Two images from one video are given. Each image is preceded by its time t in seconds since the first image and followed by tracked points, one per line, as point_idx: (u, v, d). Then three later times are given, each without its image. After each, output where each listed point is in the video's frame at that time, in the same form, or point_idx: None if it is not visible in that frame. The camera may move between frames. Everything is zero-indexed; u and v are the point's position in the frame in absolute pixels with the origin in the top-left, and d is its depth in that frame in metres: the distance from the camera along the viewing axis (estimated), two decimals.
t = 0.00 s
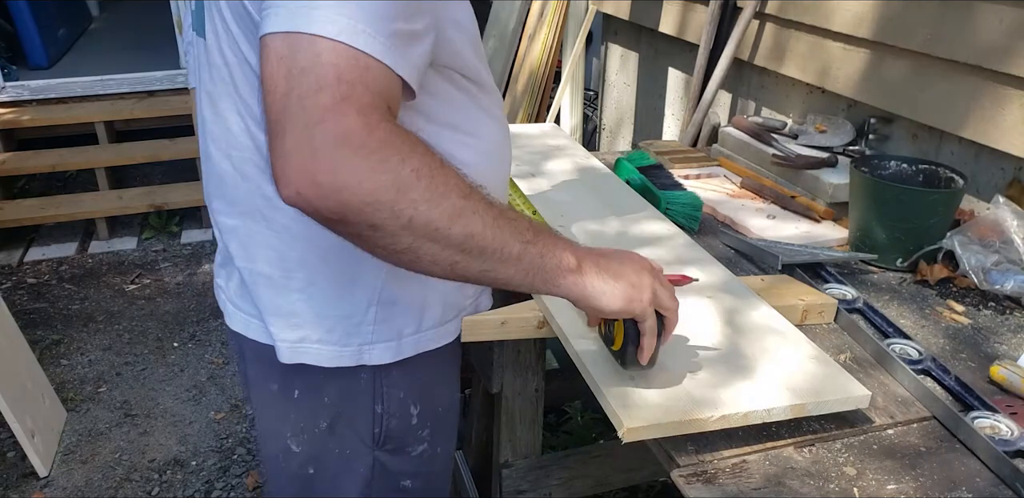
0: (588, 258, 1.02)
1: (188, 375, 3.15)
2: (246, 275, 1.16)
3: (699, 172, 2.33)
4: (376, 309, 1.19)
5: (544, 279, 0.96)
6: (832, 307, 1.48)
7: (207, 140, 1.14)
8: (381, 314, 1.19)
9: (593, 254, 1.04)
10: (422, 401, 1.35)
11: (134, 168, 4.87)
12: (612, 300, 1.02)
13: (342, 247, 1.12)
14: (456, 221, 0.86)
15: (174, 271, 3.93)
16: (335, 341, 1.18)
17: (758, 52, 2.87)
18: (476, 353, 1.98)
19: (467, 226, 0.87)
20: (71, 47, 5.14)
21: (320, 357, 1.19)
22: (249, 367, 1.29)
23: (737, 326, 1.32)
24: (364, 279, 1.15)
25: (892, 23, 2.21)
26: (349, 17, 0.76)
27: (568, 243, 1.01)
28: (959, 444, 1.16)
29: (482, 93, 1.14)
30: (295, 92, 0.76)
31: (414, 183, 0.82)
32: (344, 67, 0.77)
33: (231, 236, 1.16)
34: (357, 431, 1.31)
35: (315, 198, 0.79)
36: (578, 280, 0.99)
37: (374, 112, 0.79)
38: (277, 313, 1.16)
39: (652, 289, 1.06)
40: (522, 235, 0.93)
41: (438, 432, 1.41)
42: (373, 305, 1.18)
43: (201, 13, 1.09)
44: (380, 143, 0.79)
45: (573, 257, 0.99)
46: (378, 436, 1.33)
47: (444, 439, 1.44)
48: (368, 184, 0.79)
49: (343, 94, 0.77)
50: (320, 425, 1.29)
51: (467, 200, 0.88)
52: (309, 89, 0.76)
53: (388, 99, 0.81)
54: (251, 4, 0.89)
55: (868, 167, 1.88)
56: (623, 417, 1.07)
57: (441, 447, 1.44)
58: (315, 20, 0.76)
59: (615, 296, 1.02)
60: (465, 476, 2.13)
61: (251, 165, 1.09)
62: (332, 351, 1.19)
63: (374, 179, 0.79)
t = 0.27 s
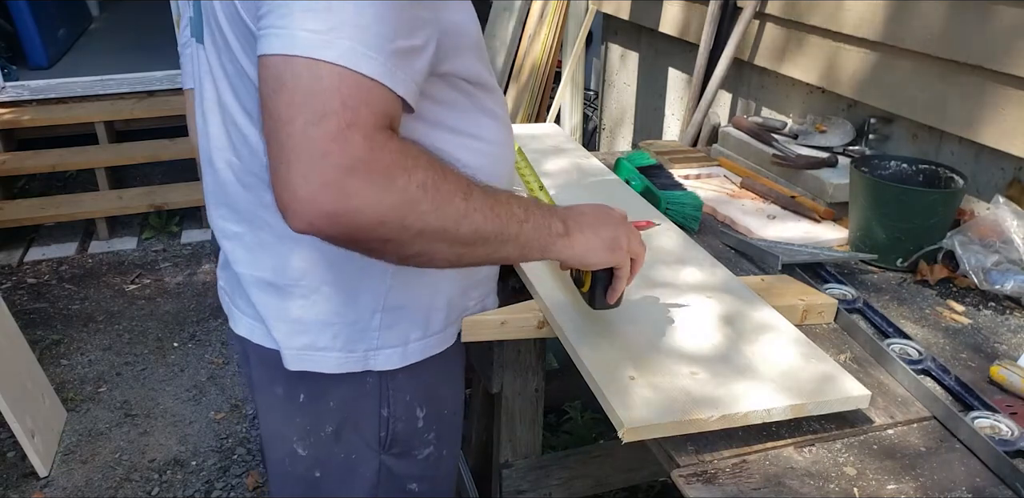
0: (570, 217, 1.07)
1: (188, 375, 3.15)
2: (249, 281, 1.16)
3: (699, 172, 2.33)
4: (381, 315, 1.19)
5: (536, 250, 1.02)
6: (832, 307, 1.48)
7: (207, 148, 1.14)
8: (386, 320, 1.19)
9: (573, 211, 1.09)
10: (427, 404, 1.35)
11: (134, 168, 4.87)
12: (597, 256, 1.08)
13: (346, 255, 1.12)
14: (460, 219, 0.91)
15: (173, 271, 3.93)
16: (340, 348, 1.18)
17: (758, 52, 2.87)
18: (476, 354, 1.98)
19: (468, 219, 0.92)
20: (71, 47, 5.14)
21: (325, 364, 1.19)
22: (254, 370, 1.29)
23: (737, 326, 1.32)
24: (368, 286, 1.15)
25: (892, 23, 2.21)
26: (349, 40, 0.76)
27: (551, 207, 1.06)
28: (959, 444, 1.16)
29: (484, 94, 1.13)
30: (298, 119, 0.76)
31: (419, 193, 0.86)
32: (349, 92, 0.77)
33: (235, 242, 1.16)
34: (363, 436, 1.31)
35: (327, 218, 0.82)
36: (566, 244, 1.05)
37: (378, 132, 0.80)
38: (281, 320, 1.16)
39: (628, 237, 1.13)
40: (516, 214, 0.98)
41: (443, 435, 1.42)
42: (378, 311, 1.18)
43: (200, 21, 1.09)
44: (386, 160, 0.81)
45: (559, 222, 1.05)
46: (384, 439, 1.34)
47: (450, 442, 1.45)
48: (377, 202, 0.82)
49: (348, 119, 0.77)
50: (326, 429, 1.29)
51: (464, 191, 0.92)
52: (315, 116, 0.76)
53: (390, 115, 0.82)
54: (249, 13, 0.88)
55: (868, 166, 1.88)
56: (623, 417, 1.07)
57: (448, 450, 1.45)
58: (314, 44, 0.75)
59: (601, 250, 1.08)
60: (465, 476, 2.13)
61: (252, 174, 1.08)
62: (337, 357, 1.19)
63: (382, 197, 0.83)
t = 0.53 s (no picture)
0: (561, 211, 1.06)
1: (188, 375, 3.15)
2: (246, 285, 1.16)
3: (699, 172, 2.33)
4: (380, 320, 1.18)
5: (533, 248, 1.02)
6: (833, 306, 1.48)
7: (205, 153, 1.13)
8: (385, 326, 1.19)
9: (563, 203, 1.08)
10: (427, 407, 1.34)
11: (134, 168, 4.87)
12: (589, 248, 1.08)
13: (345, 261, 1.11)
14: (462, 227, 0.91)
15: (173, 271, 3.93)
16: (340, 353, 1.18)
17: (759, 53, 2.87)
18: (476, 353, 1.99)
19: (469, 225, 0.92)
20: (71, 47, 5.14)
21: (324, 369, 1.19)
22: (254, 375, 1.29)
23: (737, 326, 1.33)
24: (368, 292, 1.15)
25: (892, 23, 2.21)
26: (353, 61, 0.77)
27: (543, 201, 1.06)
28: (959, 444, 1.16)
29: (486, 98, 1.12)
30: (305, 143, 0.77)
31: (424, 207, 0.87)
32: (353, 111, 0.78)
33: (232, 246, 1.16)
34: (364, 440, 1.31)
35: (337, 238, 0.83)
36: (561, 240, 1.05)
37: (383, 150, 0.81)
38: (280, 324, 1.16)
39: (617, 227, 1.13)
40: (513, 213, 0.98)
41: (444, 439, 1.42)
42: (377, 317, 1.17)
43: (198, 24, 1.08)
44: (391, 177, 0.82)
45: (552, 217, 1.04)
46: (385, 443, 1.33)
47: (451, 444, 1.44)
48: (386, 219, 0.84)
49: (355, 140, 0.78)
50: (326, 435, 1.29)
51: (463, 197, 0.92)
52: (323, 139, 0.77)
53: (395, 132, 0.83)
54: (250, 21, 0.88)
55: (868, 167, 1.88)
56: (623, 418, 1.07)
57: (448, 452, 1.44)
58: (321, 67, 0.76)
59: (592, 241, 1.08)
60: (465, 476, 2.14)
61: (251, 179, 1.08)
62: (336, 362, 1.19)
63: (389, 214, 0.83)
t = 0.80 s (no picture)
0: (552, 203, 1.07)
1: (188, 375, 3.15)
2: (236, 288, 1.15)
3: (698, 172, 2.33)
4: (365, 328, 1.15)
5: (525, 244, 1.04)
6: (832, 306, 1.48)
7: (200, 158, 1.12)
8: (370, 333, 1.15)
9: (555, 195, 1.08)
10: (417, 414, 1.29)
11: (134, 168, 4.87)
12: (581, 241, 1.09)
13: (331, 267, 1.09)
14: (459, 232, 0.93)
15: (173, 271, 3.93)
16: (322, 359, 1.15)
17: (759, 53, 2.87)
18: (476, 353, 1.98)
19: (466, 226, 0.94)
20: (71, 47, 5.14)
21: (306, 377, 1.16)
22: (244, 376, 1.26)
23: (735, 327, 1.32)
24: (354, 298, 1.12)
25: (892, 23, 2.21)
26: (355, 75, 0.77)
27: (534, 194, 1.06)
28: (959, 444, 1.16)
29: (488, 108, 1.10)
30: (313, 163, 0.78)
31: (427, 216, 0.89)
32: (359, 130, 0.79)
33: (220, 248, 1.14)
34: (352, 445, 1.26)
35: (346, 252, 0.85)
36: (553, 234, 1.06)
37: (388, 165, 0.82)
38: (266, 329, 1.15)
39: (609, 218, 1.13)
40: (507, 211, 0.99)
41: (438, 447, 1.36)
42: (362, 324, 1.14)
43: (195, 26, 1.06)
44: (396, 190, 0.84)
45: (544, 211, 1.05)
46: (373, 449, 1.28)
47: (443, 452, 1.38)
48: (391, 231, 0.86)
49: (362, 158, 0.80)
50: (314, 440, 1.24)
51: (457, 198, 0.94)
52: (332, 159, 0.78)
53: (397, 144, 0.84)
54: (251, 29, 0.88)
55: (868, 167, 1.88)
56: (623, 418, 1.07)
57: (439, 458, 1.38)
58: (324, 83, 0.77)
59: (581, 232, 1.08)
60: (465, 476, 2.14)
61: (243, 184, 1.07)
62: (319, 370, 1.15)
63: (395, 226, 0.86)
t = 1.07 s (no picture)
0: (593, 247, 0.91)
1: (188, 375, 3.15)
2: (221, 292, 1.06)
3: (698, 173, 2.33)
4: (349, 338, 1.04)
5: (551, 291, 0.88)
6: (832, 306, 1.48)
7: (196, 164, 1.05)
8: (356, 344, 1.04)
9: (597, 235, 0.93)
10: (407, 423, 1.16)
11: (134, 168, 4.87)
12: (625, 292, 0.93)
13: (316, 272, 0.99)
14: (462, 266, 0.80)
15: (173, 271, 3.93)
16: (306, 367, 1.04)
17: (759, 53, 2.87)
18: (475, 353, 1.98)
19: (480, 265, 0.81)
20: (71, 47, 5.15)
21: (288, 384, 1.05)
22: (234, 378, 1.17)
23: (738, 328, 1.32)
24: (338, 304, 1.02)
25: (892, 23, 2.21)
26: (341, 87, 0.70)
27: (576, 234, 0.92)
28: (958, 444, 1.16)
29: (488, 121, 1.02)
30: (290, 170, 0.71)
31: (421, 237, 0.77)
32: (342, 138, 0.72)
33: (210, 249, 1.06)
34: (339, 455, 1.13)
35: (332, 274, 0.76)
36: (585, 282, 0.90)
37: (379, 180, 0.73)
38: (246, 333, 1.04)
39: (667, 267, 0.96)
40: (529, 254, 0.85)
41: (429, 459, 1.25)
42: (346, 334, 1.03)
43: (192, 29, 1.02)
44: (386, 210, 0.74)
45: (581, 256, 0.89)
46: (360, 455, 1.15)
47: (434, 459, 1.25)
48: (385, 255, 0.75)
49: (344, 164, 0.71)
50: (300, 446, 1.12)
51: (469, 234, 0.81)
52: (311, 168, 0.71)
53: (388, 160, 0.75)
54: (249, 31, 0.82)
55: (868, 167, 1.88)
56: (623, 418, 1.07)
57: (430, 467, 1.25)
58: (307, 94, 0.70)
59: (631, 284, 0.93)
60: (464, 475, 2.14)
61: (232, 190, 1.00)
62: (300, 378, 1.04)
63: (376, 244, 0.75)
